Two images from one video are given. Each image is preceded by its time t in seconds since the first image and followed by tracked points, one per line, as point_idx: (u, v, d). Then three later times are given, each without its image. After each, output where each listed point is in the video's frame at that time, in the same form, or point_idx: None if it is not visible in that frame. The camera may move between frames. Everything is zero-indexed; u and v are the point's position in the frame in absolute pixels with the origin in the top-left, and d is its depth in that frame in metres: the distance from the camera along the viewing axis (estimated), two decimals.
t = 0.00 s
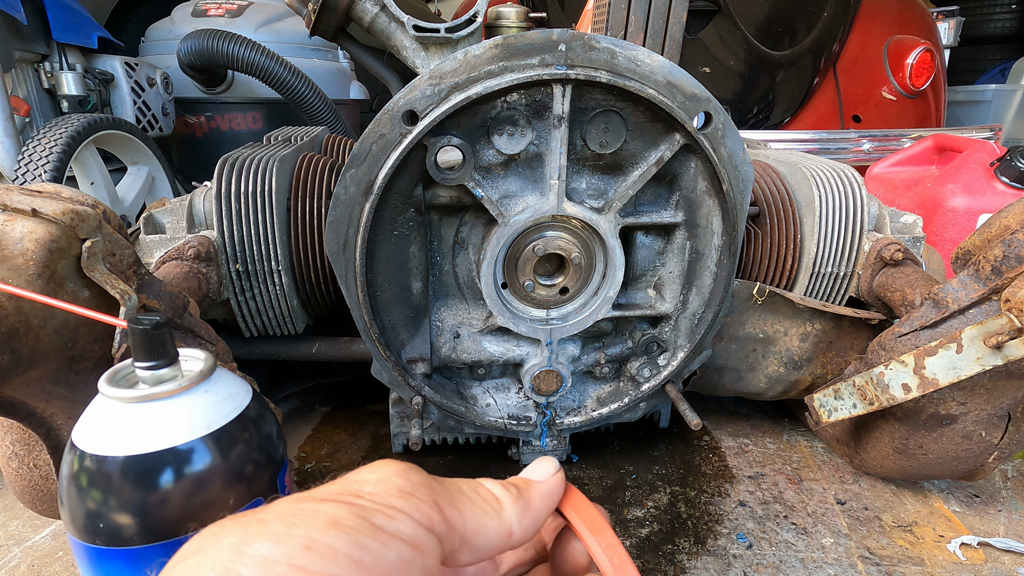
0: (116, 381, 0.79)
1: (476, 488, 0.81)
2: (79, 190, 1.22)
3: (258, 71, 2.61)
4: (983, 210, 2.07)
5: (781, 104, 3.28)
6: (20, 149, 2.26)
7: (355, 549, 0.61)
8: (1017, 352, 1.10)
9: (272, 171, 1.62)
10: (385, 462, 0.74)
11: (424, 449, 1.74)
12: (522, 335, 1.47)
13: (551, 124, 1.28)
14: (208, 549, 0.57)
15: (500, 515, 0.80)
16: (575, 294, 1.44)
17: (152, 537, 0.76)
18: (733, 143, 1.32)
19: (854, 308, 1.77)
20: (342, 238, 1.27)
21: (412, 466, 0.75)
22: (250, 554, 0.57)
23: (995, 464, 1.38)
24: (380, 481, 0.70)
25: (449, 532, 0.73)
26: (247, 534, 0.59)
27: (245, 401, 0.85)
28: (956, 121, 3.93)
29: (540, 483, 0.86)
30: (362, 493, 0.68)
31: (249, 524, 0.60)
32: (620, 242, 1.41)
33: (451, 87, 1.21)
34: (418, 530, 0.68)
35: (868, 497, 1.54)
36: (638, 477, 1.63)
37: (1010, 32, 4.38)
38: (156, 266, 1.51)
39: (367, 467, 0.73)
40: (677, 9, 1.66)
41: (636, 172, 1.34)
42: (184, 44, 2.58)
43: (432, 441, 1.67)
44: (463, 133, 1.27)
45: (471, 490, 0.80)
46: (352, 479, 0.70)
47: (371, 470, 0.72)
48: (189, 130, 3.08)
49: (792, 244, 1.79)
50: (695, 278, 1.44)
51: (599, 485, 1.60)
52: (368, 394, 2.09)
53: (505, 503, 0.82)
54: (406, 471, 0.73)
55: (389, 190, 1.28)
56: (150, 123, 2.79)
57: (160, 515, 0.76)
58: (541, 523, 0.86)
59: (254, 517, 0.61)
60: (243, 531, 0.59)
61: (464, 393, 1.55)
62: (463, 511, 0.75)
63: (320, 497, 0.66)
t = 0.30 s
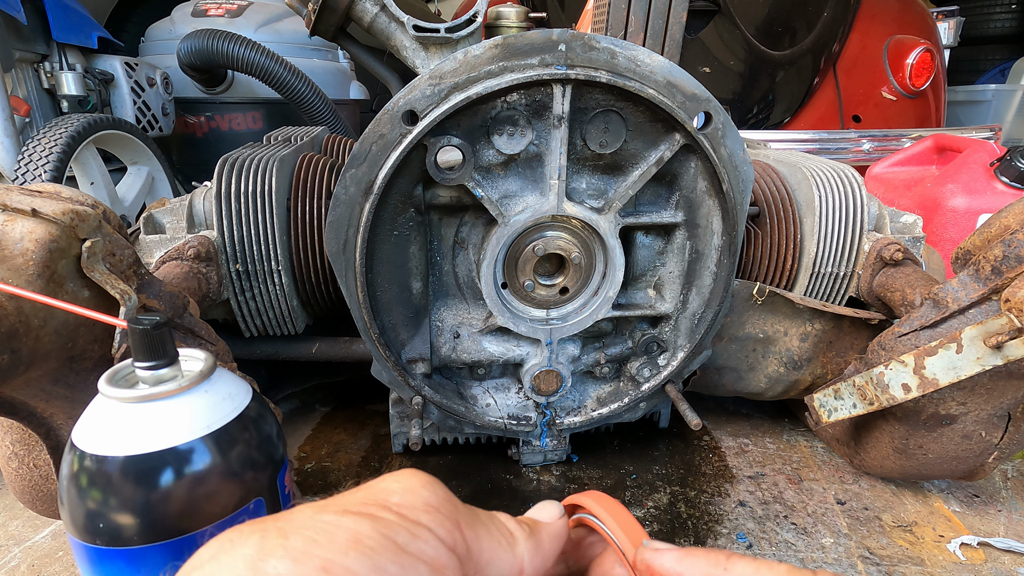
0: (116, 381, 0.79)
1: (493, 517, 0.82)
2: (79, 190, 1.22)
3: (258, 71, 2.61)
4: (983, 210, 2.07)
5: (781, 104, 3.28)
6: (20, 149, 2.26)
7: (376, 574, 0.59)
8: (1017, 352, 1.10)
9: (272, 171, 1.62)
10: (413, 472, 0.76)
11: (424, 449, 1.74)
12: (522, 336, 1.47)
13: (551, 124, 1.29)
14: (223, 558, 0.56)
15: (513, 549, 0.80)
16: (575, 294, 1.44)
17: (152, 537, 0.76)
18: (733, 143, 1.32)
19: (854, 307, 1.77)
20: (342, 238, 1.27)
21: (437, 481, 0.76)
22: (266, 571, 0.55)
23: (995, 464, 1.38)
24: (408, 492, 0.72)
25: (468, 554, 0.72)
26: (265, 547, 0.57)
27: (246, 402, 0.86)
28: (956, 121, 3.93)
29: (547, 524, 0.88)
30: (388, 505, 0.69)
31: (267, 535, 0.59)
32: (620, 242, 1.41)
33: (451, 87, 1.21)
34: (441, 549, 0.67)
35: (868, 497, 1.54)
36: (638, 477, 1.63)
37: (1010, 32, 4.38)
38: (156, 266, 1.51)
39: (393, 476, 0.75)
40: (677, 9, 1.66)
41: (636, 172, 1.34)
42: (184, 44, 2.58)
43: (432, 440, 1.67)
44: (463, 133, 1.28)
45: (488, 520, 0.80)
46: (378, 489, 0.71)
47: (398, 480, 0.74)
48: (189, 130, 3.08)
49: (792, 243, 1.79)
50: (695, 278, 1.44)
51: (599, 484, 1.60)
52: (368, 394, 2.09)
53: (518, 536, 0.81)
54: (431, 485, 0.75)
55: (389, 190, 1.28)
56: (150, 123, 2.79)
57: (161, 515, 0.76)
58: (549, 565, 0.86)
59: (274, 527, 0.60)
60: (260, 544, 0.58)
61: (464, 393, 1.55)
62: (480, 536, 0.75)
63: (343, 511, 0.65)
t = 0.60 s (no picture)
0: (116, 381, 0.79)
1: (535, 564, 0.70)
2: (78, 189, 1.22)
3: (258, 71, 2.61)
4: (983, 210, 2.07)
5: (781, 104, 3.28)
6: (20, 149, 2.27)
7: None
8: (1017, 352, 1.10)
9: (272, 171, 1.62)
10: (455, 519, 0.67)
11: (424, 449, 1.74)
12: (522, 336, 1.47)
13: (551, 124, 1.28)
14: None
15: None
16: (575, 294, 1.44)
17: (153, 537, 0.76)
18: (733, 143, 1.32)
19: (854, 308, 1.77)
20: (342, 238, 1.27)
21: (483, 535, 0.66)
22: None
23: (995, 464, 1.38)
24: (447, 548, 0.61)
25: None
26: None
27: (246, 402, 0.86)
28: (956, 121, 3.93)
29: None
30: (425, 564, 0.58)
31: None
32: (620, 242, 1.41)
33: (451, 87, 1.21)
34: None
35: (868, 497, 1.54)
36: (638, 477, 1.63)
37: (1010, 32, 4.38)
38: (156, 266, 1.51)
39: (431, 524, 0.65)
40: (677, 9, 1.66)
41: (636, 172, 1.34)
42: (184, 44, 2.58)
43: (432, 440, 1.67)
44: (463, 133, 1.27)
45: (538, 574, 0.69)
46: (415, 541, 0.61)
47: (437, 531, 0.64)
48: (189, 130, 3.08)
49: (792, 244, 1.79)
50: (695, 278, 1.44)
51: (599, 485, 1.60)
52: (367, 394, 2.09)
53: None
54: (476, 541, 0.64)
55: (389, 190, 1.28)
56: (150, 123, 2.79)
57: (161, 515, 0.76)
58: None
59: None
60: None
61: (464, 393, 1.55)
62: None
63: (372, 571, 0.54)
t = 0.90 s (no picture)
0: (116, 381, 0.79)
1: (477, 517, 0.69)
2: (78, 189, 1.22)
3: (258, 71, 2.61)
4: (983, 210, 2.07)
5: (781, 104, 3.28)
6: (20, 149, 2.26)
7: None
8: (1017, 352, 1.10)
9: (272, 171, 1.62)
10: (399, 475, 0.66)
11: (424, 449, 1.74)
12: (522, 336, 1.47)
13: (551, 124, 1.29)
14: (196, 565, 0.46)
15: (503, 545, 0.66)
16: (575, 294, 1.44)
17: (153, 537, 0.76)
18: (733, 143, 1.32)
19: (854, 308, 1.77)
20: (342, 238, 1.27)
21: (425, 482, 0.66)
22: None
23: (995, 464, 1.38)
24: (393, 496, 0.61)
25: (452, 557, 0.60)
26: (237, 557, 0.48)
27: (246, 402, 0.86)
28: (956, 121, 3.93)
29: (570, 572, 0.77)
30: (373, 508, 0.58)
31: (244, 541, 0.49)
32: (620, 242, 1.41)
33: (451, 87, 1.21)
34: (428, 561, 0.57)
35: (868, 497, 1.54)
36: (638, 477, 1.63)
37: (1010, 32, 4.38)
38: (156, 267, 1.51)
39: (378, 479, 0.64)
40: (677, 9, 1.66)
41: (636, 172, 1.34)
42: (184, 44, 2.58)
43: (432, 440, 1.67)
44: (463, 133, 1.28)
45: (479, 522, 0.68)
46: (363, 492, 0.61)
47: (384, 482, 0.63)
48: (189, 130, 3.08)
49: (792, 244, 1.79)
50: (695, 278, 1.44)
51: (598, 485, 1.60)
52: (368, 394, 2.09)
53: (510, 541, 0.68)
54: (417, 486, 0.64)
55: (389, 190, 1.28)
56: (150, 123, 2.79)
57: (160, 515, 0.76)
58: None
59: (252, 535, 0.51)
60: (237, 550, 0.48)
61: (464, 393, 1.55)
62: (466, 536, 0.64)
63: (327, 521, 0.55)
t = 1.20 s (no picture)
0: (116, 381, 0.78)
1: (511, 531, 0.72)
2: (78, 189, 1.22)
3: (258, 71, 2.61)
4: (983, 210, 2.07)
5: (781, 104, 3.28)
6: (20, 149, 2.26)
7: None
8: (1017, 352, 1.10)
9: (272, 171, 1.62)
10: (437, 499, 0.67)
11: (424, 449, 1.74)
12: (522, 336, 1.47)
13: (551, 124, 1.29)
14: None
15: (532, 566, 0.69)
16: (575, 294, 1.44)
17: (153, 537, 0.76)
18: (733, 143, 1.33)
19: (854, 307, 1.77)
20: (342, 238, 1.27)
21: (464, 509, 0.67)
22: None
23: (995, 464, 1.38)
24: (433, 529, 0.62)
25: None
26: None
27: (246, 402, 0.86)
28: (956, 121, 3.93)
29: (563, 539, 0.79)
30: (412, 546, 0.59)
31: None
32: (620, 242, 1.41)
33: (451, 87, 1.21)
34: None
35: (868, 497, 1.54)
36: (638, 477, 1.63)
37: (1010, 32, 4.38)
38: (155, 267, 1.51)
39: (413, 505, 0.65)
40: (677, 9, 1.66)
41: (636, 172, 1.34)
42: (184, 44, 2.58)
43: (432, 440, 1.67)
44: (463, 133, 1.27)
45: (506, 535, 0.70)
46: (397, 521, 0.61)
47: (422, 512, 0.64)
48: (189, 130, 3.08)
49: (792, 243, 1.79)
50: (695, 278, 1.44)
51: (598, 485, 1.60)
52: (368, 394, 2.09)
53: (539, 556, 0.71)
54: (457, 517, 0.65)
55: (389, 190, 1.28)
56: (150, 123, 2.79)
57: (160, 515, 0.76)
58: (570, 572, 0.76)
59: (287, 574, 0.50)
60: None
61: (464, 393, 1.55)
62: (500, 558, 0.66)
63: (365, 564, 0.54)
